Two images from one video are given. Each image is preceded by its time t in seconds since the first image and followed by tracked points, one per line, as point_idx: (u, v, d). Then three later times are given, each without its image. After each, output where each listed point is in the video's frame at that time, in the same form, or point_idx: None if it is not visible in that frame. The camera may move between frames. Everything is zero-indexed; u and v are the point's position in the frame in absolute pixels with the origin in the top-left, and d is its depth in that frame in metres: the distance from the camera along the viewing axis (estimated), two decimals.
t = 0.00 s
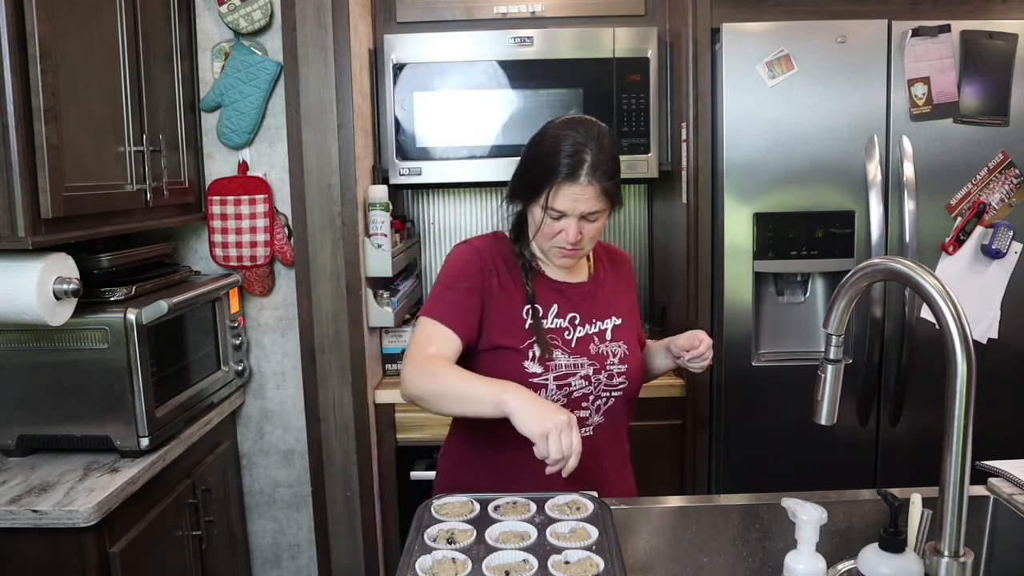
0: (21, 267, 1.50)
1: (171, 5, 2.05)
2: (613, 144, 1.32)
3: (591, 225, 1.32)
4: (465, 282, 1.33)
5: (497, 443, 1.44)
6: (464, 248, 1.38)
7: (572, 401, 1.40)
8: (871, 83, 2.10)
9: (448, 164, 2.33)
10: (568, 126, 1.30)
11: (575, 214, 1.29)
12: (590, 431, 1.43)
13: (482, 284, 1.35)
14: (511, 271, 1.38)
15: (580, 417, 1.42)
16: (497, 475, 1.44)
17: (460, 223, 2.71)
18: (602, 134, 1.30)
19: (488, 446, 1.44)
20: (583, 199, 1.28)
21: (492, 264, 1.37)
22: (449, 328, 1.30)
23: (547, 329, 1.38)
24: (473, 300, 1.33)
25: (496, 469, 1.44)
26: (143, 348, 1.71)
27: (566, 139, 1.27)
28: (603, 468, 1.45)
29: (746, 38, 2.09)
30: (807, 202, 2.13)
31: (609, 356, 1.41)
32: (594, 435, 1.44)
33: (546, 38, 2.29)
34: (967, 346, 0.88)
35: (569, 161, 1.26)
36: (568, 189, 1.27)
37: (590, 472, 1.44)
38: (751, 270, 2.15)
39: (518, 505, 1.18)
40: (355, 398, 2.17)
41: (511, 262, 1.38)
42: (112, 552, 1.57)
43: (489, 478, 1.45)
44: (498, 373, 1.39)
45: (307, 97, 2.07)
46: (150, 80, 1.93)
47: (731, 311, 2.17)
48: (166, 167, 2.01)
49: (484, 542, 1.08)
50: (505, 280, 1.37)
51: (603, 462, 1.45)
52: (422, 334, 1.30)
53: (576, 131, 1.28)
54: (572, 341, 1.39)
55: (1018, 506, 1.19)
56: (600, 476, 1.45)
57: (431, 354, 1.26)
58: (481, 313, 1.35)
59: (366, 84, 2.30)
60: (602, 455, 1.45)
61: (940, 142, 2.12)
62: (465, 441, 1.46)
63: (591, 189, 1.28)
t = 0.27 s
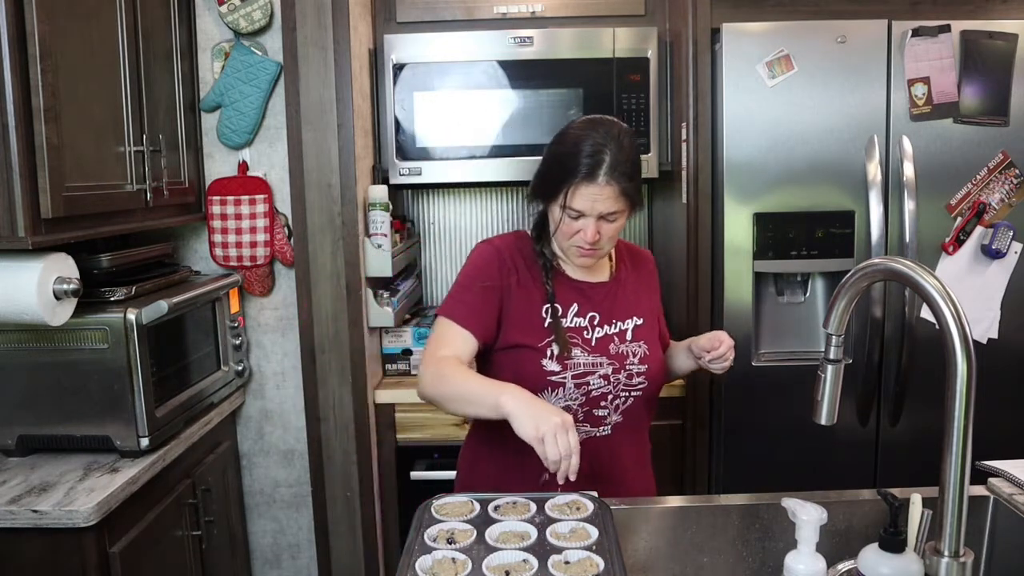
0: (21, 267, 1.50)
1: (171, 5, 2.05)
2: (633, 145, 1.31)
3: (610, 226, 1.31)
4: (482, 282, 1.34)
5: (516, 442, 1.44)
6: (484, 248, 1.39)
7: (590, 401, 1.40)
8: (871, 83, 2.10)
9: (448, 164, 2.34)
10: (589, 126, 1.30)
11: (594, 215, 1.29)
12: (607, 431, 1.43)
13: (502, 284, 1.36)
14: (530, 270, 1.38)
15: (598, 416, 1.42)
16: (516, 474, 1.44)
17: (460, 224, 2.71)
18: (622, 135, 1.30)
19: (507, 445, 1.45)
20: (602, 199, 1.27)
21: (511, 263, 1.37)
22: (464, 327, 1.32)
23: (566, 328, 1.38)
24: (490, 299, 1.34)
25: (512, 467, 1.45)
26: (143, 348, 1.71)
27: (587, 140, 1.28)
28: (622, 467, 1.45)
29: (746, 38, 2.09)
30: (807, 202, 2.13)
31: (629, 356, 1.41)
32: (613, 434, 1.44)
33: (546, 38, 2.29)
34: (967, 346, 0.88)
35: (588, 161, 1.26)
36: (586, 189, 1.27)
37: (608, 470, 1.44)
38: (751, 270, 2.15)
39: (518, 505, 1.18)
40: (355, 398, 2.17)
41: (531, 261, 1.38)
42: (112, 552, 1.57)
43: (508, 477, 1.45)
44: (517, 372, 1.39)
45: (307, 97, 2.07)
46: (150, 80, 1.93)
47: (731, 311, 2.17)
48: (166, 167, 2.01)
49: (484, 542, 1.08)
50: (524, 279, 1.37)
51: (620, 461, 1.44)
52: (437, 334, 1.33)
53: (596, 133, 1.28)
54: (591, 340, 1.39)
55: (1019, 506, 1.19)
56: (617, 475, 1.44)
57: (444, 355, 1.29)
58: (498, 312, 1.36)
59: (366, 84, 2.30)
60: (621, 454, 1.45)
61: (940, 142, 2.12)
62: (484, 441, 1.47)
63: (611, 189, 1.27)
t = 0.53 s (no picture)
0: (21, 267, 1.50)
1: (171, 4, 2.05)
2: (648, 146, 1.31)
3: (624, 227, 1.31)
4: (498, 282, 1.36)
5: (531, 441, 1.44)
6: (501, 248, 1.40)
7: (604, 401, 1.40)
8: (871, 83, 2.10)
9: (448, 164, 2.34)
10: (604, 127, 1.30)
11: (607, 215, 1.29)
12: (621, 431, 1.43)
13: (518, 284, 1.37)
14: (545, 270, 1.38)
15: (612, 416, 1.42)
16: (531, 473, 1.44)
17: (460, 224, 2.71)
18: (637, 136, 1.30)
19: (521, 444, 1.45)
20: (615, 201, 1.27)
21: (526, 263, 1.38)
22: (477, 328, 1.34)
23: (581, 329, 1.38)
24: (504, 299, 1.36)
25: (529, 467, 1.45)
26: (143, 348, 1.71)
27: (601, 141, 1.28)
28: (637, 466, 1.45)
29: (746, 38, 2.09)
30: (807, 202, 2.13)
31: (643, 357, 1.40)
32: (627, 434, 1.44)
33: (546, 38, 2.29)
34: (967, 346, 0.88)
35: (602, 162, 1.26)
36: (599, 191, 1.28)
37: (622, 468, 1.44)
38: (751, 270, 2.15)
39: (518, 505, 1.18)
40: (355, 398, 2.17)
41: (548, 261, 1.39)
42: (112, 552, 1.57)
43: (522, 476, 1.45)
44: (531, 372, 1.40)
45: (307, 97, 2.06)
46: (150, 80, 1.93)
47: (731, 311, 2.17)
48: (167, 167, 2.01)
49: (484, 542, 1.08)
50: (539, 280, 1.38)
51: (634, 460, 1.44)
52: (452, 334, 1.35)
53: (611, 134, 1.28)
54: (606, 341, 1.39)
55: (1019, 506, 1.19)
56: (631, 473, 1.44)
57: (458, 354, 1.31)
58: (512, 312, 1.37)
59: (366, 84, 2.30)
60: (635, 452, 1.45)
61: (940, 142, 2.12)
62: (499, 440, 1.47)
63: (624, 191, 1.27)
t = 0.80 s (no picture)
0: (21, 267, 1.50)
1: (171, 4, 2.05)
2: (659, 147, 1.31)
3: (633, 228, 1.31)
4: (507, 282, 1.36)
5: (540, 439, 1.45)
6: (511, 248, 1.41)
7: (615, 401, 1.40)
8: (871, 82, 2.10)
9: (447, 164, 2.34)
10: (615, 128, 1.31)
11: (616, 216, 1.29)
12: (631, 431, 1.43)
13: (526, 283, 1.38)
14: (555, 270, 1.39)
15: (622, 416, 1.41)
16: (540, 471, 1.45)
17: (460, 224, 2.71)
18: (647, 137, 1.30)
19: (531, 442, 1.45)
20: (623, 201, 1.27)
21: (536, 262, 1.39)
22: (486, 328, 1.35)
23: (591, 329, 1.38)
24: (513, 299, 1.36)
25: (540, 465, 1.45)
26: (143, 348, 1.71)
27: (612, 141, 1.28)
28: (647, 465, 1.45)
29: (746, 38, 2.09)
30: (807, 202, 2.13)
31: (654, 357, 1.40)
32: (637, 434, 1.44)
33: (546, 38, 2.29)
34: (967, 346, 0.88)
35: (612, 162, 1.27)
36: (608, 190, 1.28)
37: (631, 469, 1.44)
38: (751, 270, 2.15)
39: (518, 505, 1.18)
40: (355, 398, 2.17)
41: (558, 260, 1.39)
42: (112, 552, 1.57)
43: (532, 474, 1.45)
44: (540, 372, 1.40)
45: (307, 97, 2.06)
46: (150, 80, 1.93)
47: (731, 311, 2.17)
48: (166, 167, 2.01)
49: (484, 542, 1.08)
50: (549, 280, 1.38)
51: (644, 460, 1.45)
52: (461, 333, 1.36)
53: (621, 134, 1.29)
54: (616, 341, 1.39)
55: (1018, 506, 1.19)
56: (640, 473, 1.44)
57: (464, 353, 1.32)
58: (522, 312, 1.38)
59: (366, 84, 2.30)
60: (645, 453, 1.45)
61: (940, 142, 2.12)
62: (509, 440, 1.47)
63: (633, 192, 1.27)
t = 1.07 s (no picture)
0: (21, 267, 1.50)
1: (171, 4, 2.05)
2: (666, 147, 1.31)
3: (639, 228, 1.30)
4: (512, 281, 1.37)
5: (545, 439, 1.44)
6: (518, 247, 1.41)
7: (620, 403, 1.40)
8: (871, 82, 2.10)
9: (447, 165, 2.34)
10: (622, 128, 1.30)
11: (622, 216, 1.29)
12: (637, 432, 1.43)
13: (532, 283, 1.38)
14: (561, 270, 1.39)
15: (628, 418, 1.42)
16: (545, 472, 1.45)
17: (460, 224, 2.71)
18: (654, 137, 1.30)
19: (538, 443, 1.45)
20: (629, 201, 1.27)
21: (542, 261, 1.39)
22: (490, 327, 1.35)
23: (597, 330, 1.38)
24: (518, 298, 1.37)
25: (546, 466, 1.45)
26: (143, 349, 1.71)
27: (618, 141, 1.28)
28: (653, 467, 1.45)
29: (746, 38, 2.09)
30: (806, 202, 2.13)
31: (660, 358, 1.40)
32: (643, 435, 1.44)
33: (546, 38, 2.29)
34: (967, 346, 0.88)
35: (618, 162, 1.26)
36: (614, 190, 1.27)
37: (637, 471, 1.44)
38: (751, 270, 2.15)
39: (518, 505, 1.18)
40: (355, 398, 2.17)
41: (564, 260, 1.39)
42: (112, 552, 1.57)
43: (536, 475, 1.45)
44: (546, 373, 1.40)
45: (307, 97, 2.06)
46: (150, 80, 1.93)
47: (731, 311, 2.17)
48: (166, 167, 2.01)
49: (484, 542, 1.08)
50: (555, 280, 1.38)
51: (650, 462, 1.45)
52: (465, 331, 1.37)
53: (628, 134, 1.28)
54: (623, 342, 1.38)
55: (1019, 506, 1.19)
56: (646, 474, 1.45)
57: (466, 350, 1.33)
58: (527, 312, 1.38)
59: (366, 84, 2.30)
60: (651, 454, 1.45)
61: (940, 142, 2.12)
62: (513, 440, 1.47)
63: (640, 192, 1.27)
